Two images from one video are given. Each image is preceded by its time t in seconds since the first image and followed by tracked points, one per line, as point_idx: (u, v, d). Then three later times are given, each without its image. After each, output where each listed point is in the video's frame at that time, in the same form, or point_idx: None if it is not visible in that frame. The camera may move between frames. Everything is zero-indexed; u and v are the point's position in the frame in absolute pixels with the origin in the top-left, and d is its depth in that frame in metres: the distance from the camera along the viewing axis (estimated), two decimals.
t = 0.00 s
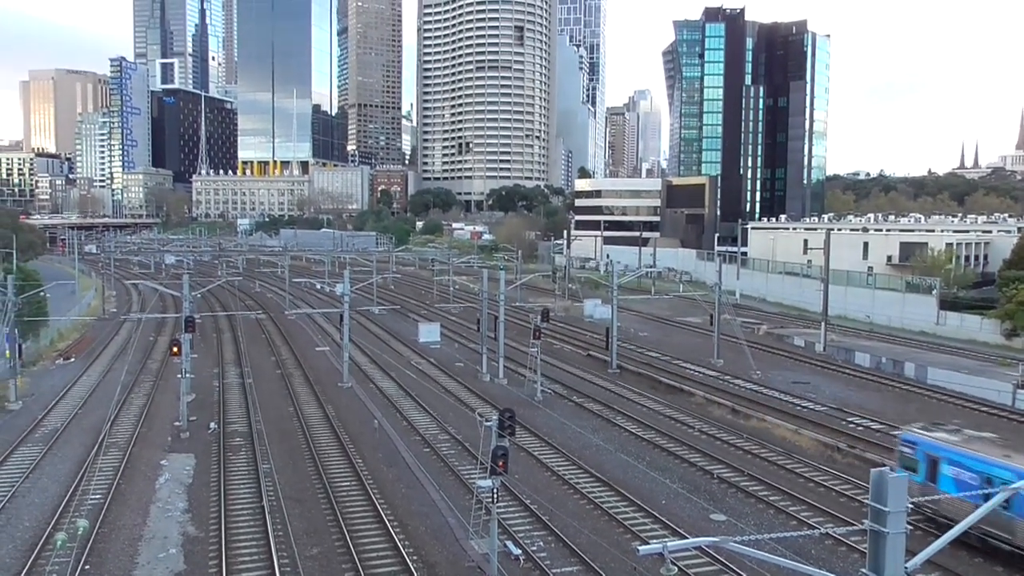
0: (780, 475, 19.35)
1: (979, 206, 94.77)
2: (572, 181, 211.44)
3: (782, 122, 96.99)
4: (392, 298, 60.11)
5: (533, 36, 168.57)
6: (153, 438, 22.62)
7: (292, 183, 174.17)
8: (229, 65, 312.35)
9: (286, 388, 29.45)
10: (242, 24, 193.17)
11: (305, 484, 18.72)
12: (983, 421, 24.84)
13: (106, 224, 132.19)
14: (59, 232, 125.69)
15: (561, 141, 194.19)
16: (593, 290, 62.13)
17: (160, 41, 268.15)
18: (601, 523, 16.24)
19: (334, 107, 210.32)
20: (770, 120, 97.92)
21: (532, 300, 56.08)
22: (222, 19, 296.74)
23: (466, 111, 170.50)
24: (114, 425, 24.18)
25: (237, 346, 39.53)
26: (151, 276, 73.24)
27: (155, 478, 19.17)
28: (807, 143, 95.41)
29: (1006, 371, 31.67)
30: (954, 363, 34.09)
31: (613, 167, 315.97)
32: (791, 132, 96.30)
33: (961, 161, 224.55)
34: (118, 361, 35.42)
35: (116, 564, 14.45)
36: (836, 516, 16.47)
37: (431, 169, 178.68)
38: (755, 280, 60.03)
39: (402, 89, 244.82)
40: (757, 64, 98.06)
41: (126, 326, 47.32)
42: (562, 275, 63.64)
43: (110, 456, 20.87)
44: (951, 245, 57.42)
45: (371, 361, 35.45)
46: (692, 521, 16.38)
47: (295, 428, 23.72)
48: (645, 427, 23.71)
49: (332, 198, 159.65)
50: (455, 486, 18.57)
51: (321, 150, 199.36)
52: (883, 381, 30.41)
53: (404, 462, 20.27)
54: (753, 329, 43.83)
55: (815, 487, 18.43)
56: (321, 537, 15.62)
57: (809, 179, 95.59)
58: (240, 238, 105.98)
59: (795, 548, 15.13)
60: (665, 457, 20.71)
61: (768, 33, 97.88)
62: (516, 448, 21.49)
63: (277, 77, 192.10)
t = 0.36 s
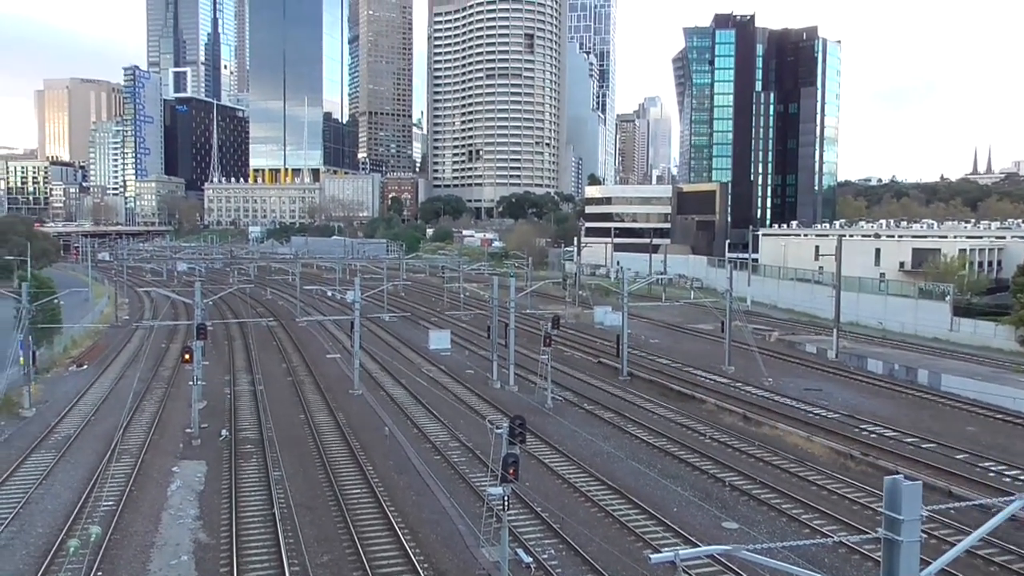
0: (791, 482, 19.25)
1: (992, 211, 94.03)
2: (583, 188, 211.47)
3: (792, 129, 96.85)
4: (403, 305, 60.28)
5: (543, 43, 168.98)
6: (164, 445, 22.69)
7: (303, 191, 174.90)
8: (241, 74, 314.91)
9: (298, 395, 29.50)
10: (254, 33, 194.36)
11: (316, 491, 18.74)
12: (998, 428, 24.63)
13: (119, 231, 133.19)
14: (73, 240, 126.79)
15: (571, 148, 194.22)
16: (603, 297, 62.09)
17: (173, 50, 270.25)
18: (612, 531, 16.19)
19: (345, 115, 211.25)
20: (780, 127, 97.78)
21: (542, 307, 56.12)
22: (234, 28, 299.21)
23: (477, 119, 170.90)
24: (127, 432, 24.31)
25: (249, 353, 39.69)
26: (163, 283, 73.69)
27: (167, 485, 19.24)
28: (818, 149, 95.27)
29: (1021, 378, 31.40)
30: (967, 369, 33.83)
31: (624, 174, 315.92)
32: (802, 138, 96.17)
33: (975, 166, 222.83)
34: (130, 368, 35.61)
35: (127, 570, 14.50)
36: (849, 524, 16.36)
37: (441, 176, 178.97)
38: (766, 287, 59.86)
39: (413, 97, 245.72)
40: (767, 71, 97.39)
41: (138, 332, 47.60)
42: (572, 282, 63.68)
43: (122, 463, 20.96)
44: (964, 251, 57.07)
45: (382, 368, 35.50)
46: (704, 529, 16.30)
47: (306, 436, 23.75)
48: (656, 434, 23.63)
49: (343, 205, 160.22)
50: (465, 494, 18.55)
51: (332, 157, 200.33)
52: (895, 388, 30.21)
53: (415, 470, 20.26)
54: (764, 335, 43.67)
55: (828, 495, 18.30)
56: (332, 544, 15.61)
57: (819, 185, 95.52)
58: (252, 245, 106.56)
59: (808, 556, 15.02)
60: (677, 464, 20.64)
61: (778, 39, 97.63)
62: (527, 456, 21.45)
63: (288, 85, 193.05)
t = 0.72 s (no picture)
0: (804, 492, 19.13)
1: (1007, 218, 93.31)
2: (593, 197, 211.51)
3: (804, 137, 96.97)
4: (414, 314, 60.33)
5: (553, 52, 169.49)
6: (177, 454, 22.75)
7: (315, 201, 175.60)
8: (254, 84, 316.95)
9: (309, 404, 29.55)
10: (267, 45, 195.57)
11: (328, 500, 18.75)
12: (1015, 437, 24.37)
13: (133, 241, 133.94)
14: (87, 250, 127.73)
15: (582, 157, 194.25)
16: (615, 306, 62.02)
17: (187, 62, 272.44)
18: (624, 542, 16.10)
19: (357, 125, 211.98)
20: (792, 135, 97.93)
21: (553, 317, 56.09)
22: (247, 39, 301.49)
23: (487, 128, 171.34)
24: (139, 440, 24.39)
25: (261, 362, 39.75)
26: (176, 293, 74.09)
27: (180, 493, 19.29)
28: (829, 157, 95.22)
29: None
30: (983, 378, 33.52)
31: (634, 183, 315.75)
32: (813, 146, 95.99)
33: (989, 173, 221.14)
34: (143, 377, 35.75)
35: None
36: (862, 534, 16.23)
37: (452, 186, 179.30)
38: (778, 295, 59.61)
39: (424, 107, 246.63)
40: (778, 79, 97.58)
41: (151, 341, 47.81)
42: (584, 291, 63.67)
43: (135, 472, 21.02)
44: (978, 258, 56.63)
45: (393, 377, 35.50)
46: (716, 539, 16.19)
47: (317, 445, 23.76)
48: (668, 443, 23.53)
49: (354, 214, 160.81)
50: (477, 503, 18.51)
51: (343, 167, 201.24)
52: (910, 397, 29.99)
53: (426, 479, 20.26)
54: (777, 344, 43.47)
55: (842, 504, 18.16)
56: (343, 553, 15.61)
57: (830, 193, 95.56)
58: (263, 255, 107.04)
59: (823, 568, 14.87)
60: (689, 474, 20.53)
61: (788, 47, 97.89)
62: (538, 465, 21.40)
63: (300, 96, 194.21)
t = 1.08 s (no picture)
0: (820, 504, 18.94)
1: None
2: (606, 208, 211.27)
3: (818, 145, 96.61)
4: (427, 325, 60.39)
5: (565, 63, 169.98)
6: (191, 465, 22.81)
7: (328, 212, 176.38)
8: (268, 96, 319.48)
9: (323, 415, 29.58)
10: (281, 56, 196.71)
11: (341, 511, 18.71)
12: None
13: (148, 253, 134.80)
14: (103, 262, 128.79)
15: (593, 167, 194.14)
16: (628, 316, 61.86)
17: (202, 75, 274.61)
18: (638, 554, 15.99)
19: (370, 136, 212.83)
20: (805, 143, 97.93)
21: (566, 327, 56.00)
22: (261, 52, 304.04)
23: (500, 139, 171.72)
24: (154, 451, 24.47)
25: (274, 373, 39.81)
26: (191, 304, 74.53)
27: (193, 504, 19.31)
28: (843, 166, 94.36)
29: None
30: (1002, 388, 33.11)
31: (647, 193, 315.23)
32: (826, 155, 95.59)
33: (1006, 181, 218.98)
34: (158, 388, 35.89)
35: None
36: (880, 546, 16.03)
37: (464, 197, 179.55)
38: (793, 305, 59.25)
39: (436, 118, 247.54)
40: (791, 87, 98.04)
41: (166, 352, 48.10)
42: (596, 301, 63.59)
43: (149, 482, 21.08)
44: (996, 267, 56.03)
45: (406, 388, 35.44)
46: (732, 551, 16.03)
47: (330, 456, 23.74)
48: (682, 455, 23.38)
49: (367, 225, 161.42)
50: (490, 515, 18.42)
51: (356, 179, 202.09)
52: (927, 408, 29.66)
53: (439, 491, 20.19)
54: (792, 355, 43.17)
55: (859, 517, 17.97)
56: (356, 565, 15.55)
57: (845, 203, 94.53)
58: (277, 266, 107.57)
59: None
60: (703, 486, 20.37)
61: (801, 57, 98.17)
62: (551, 477, 21.29)
63: (314, 108, 195.46)
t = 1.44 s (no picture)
0: (838, 519, 18.76)
1: None
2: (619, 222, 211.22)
3: (832, 157, 96.55)
4: (441, 338, 60.53)
5: (578, 77, 170.60)
6: (205, 478, 22.89)
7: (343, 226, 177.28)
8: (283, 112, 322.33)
9: (337, 429, 29.62)
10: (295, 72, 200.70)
11: (355, 525, 18.71)
12: None
13: (165, 267, 135.86)
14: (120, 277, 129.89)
15: (607, 181, 194.24)
16: (642, 329, 61.77)
17: (218, 91, 277.26)
18: (653, 569, 15.90)
19: (384, 151, 214.20)
20: (819, 156, 97.45)
21: (580, 341, 55.96)
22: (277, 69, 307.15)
23: (513, 153, 172.18)
24: (169, 464, 24.57)
25: (289, 386, 39.91)
26: (206, 317, 74.99)
27: (207, 517, 19.36)
28: (858, 178, 94.54)
29: None
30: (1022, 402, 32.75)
31: (660, 206, 314.88)
32: (842, 167, 95.41)
33: None
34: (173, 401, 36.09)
35: None
36: (897, 562, 15.86)
37: (478, 211, 179.89)
38: (808, 318, 59.06)
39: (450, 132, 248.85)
40: (805, 99, 97.60)
41: (181, 366, 48.37)
42: (610, 314, 63.56)
43: (165, 496, 21.15)
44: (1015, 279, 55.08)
45: (419, 402, 35.44)
46: (748, 567, 15.89)
47: (344, 469, 23.78)
48: (698, 469, 23.23)
49: (380, 239, 162.07)
50: (504, 530, 18.36)
51: (371, 193, 203.12)
52: (946, 422, 29.34)
53: (452, 505, 20.16)
54: (808, 368, 42.92)
55: (876, 532, 17.79)
56: None
57: (861, 215, 94.36)
58: (292, 280, 108.08)
59: None
60: (719, 501, 20.23)
61: (815, 68, 97.60)
62: (565, 491, 21.22)
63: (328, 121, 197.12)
